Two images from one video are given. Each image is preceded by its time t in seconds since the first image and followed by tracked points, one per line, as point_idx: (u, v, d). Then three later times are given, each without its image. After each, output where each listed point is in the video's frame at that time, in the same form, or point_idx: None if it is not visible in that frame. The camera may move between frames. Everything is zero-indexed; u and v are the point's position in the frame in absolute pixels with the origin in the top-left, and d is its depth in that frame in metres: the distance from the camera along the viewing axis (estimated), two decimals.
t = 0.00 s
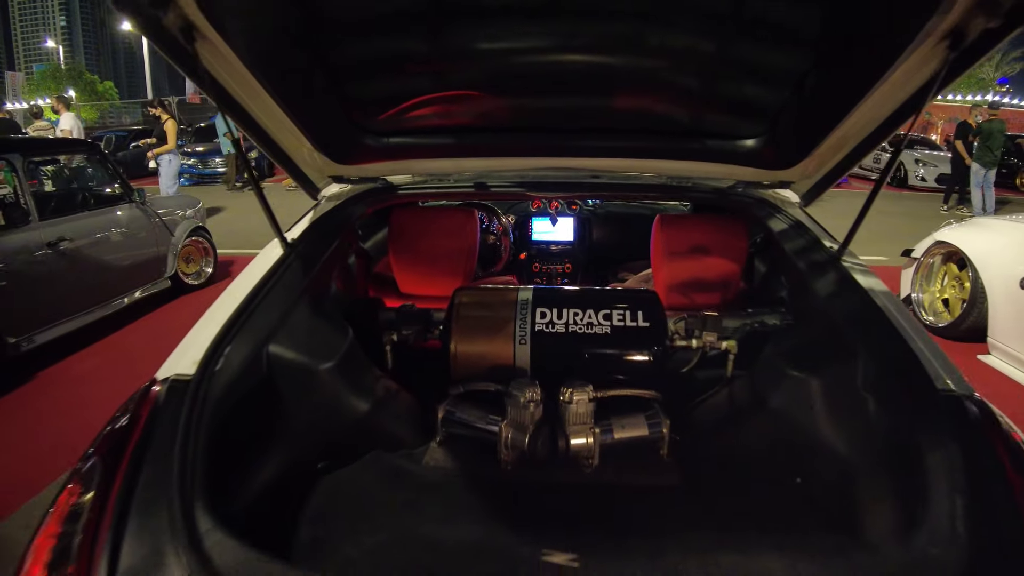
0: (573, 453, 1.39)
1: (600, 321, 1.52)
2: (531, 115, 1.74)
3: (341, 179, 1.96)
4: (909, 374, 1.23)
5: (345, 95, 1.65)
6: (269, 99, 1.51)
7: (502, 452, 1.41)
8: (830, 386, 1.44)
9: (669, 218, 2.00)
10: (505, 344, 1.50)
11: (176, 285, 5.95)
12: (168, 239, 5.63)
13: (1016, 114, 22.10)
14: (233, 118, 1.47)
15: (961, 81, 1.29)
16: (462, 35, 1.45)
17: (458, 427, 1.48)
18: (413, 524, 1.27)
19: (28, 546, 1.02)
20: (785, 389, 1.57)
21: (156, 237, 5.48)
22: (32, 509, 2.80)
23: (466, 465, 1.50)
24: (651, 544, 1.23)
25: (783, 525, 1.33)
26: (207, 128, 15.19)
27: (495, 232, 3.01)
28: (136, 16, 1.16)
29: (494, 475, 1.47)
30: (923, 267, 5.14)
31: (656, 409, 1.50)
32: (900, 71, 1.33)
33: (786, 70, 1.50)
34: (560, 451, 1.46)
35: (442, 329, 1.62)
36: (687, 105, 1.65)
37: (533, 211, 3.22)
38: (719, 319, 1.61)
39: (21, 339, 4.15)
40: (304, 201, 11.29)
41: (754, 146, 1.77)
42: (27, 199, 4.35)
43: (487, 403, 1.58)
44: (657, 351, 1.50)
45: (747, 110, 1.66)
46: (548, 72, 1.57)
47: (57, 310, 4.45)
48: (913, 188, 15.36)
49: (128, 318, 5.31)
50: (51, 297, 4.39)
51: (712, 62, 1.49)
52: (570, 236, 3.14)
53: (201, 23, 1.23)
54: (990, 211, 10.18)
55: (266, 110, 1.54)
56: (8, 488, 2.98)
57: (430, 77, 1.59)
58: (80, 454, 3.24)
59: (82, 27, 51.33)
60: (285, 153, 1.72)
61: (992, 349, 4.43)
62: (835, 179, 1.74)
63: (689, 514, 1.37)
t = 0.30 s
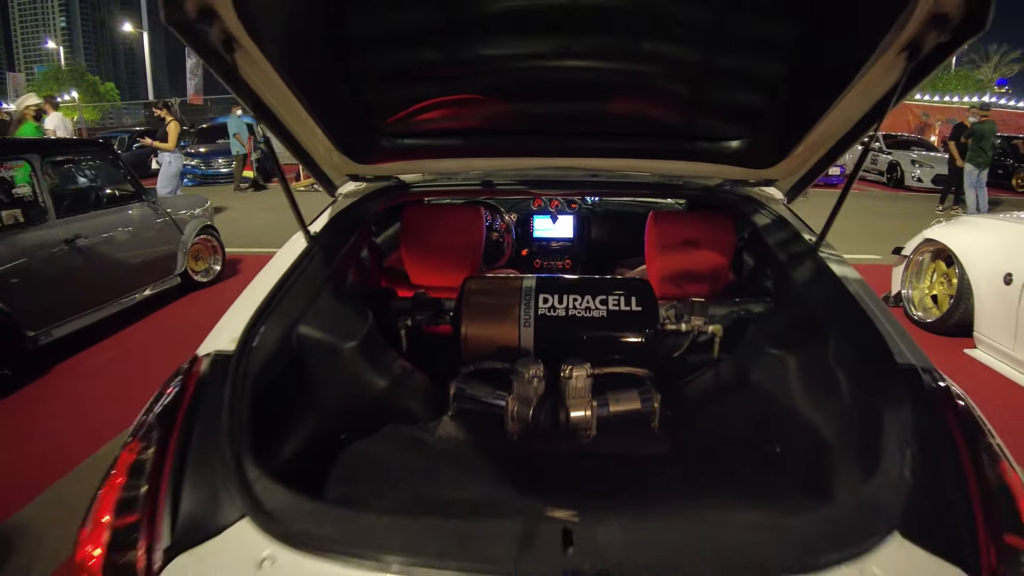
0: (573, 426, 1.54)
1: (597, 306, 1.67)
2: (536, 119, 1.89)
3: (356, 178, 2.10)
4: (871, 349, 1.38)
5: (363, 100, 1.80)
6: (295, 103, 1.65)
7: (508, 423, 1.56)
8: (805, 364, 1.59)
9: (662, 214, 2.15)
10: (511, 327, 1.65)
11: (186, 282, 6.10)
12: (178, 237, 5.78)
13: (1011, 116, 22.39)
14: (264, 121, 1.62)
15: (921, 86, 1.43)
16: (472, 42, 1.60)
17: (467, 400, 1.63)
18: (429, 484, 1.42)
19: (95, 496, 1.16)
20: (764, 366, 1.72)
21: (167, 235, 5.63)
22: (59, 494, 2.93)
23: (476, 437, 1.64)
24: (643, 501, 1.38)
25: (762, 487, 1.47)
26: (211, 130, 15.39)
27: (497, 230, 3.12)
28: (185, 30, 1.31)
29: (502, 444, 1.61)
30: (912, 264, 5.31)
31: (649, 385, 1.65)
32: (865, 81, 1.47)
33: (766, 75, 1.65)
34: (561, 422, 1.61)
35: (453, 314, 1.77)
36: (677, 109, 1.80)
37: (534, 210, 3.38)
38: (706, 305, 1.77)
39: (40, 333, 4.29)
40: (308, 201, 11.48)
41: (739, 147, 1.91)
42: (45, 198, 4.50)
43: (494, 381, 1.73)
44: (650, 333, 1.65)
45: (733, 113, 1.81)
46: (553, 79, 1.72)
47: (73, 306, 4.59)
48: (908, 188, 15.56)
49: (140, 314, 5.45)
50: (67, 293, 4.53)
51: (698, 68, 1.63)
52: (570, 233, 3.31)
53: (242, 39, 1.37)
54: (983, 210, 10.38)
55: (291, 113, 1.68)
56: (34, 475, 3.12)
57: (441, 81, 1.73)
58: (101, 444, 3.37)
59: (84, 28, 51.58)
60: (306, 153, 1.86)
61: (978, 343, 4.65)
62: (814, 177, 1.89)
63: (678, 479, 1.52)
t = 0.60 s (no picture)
0: (574, 404, 1.68)
1: (595, 295, 1.83)
2: (538, 123, 2.05)
3: (371, 177, 2.25)
4: (841, 331, 1.53)
5: (379, 105, 1.95)
6: (317, 110, 1.78)
7: (514, 400, 1.69)
8: (785, 348, 1.74)
9: (656, 213, 2.31)
10: (516, 315, 1.81)
11: (195, 279, 6.25)
12: (188, 235, 5.92)
13: (1007, 117, 22.68)
14: (289, 126, 1.76)
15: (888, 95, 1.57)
16: (481, 51, 1.75)
17: (476, 381, 1.76)
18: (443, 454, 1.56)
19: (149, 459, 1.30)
20: (748, 349, 1.89)
21: (178, 234, 5.77)
22: (84, 477, 3.08)
23: (484, 414, 1.79)
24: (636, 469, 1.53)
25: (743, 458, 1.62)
26: (213, 131, 15.60)
27: (501, 228, 3.26)
28: (225, 44, 1.46)
29: (509, 422, 1.76)
30: (903, 262, 5.47)
31: (642, 367, 1.80)
32: (837, 91, 1.61)
33: (749, 82, 1.80)
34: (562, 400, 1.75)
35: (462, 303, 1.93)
36: (669, 114, 1.95)
37: (535, 208, 3.53)
38: (696, 295, 1.93)
39: (56, 327, 4.44)
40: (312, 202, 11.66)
41: (726, 149, 2.07)
42: (61, 197, 4.65)
43: (501, 365, 1.87)
44: (643, 321, 1.82)
45: (720, 118, 1.96)
46: (555, 86, 1.87)
47: (88, 301, 4.74)
48: (905, 189, 15.75)
49: (152, 310, 5.60)
50: (82, 289, 4.68)
51: (687, 76, 1.79)
52: (570, 231, 3.47)
53: (275, 52, 1.52)
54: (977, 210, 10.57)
55: (313, 118, 1.82)
56: (58, 460, 3.26)
57: (452, 87, 1.89)
58: (121, 432, 3.52)
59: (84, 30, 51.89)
60: (326, 155, 2.01)
61: (965, 338, 4.75)
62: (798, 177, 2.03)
63: (668, 451, 1.67)
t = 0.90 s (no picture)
0: (572, 380, 1.79)
1: (593, 279, 1.96)
2: (540, 119, 2.17)
3: (380, 171, 2.37)
4: (819, 309, 1.65)
5: (390, 102, 2.07)
6: (332, 106, 1.91)
7: (518, 377, 1.79)
8: (772, 329, 1.86)
9: (651, 204, 2.43)
10: (519, 299, 1.95)
11: (202, 275, 6.37)
12: (194, 231, 6.04)
13: (1004, 116, 22.86)
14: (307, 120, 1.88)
15: (865, 92, 1.69)
16: (487, 51, 1.88)
17: (482, 360, 1.86)
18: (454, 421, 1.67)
19: (182, 424, 1.40)
20: (736, 329, 2.02)
21: (185, 230, 5.89)
22: (102, 461, 3.20)
23: (490, 391, 1.91)
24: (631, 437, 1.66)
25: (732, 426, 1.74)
26: (215, 131, 15.74)
27: (502, 223, 3.38)
28: (250, 43, 1.58)
29: (513, 397, 1.88)
30: (895, 257, 5.60)
31: (636, 347, 1.92)
32: (816, 89, 1.73)
33: (737, 81, 1.93)
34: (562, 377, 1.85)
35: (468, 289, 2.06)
36: (662, 110, 2.07)
37: (536, 204, 3.67)
38: (688, 280, 2.05)
39: (70, 319, 4.58)
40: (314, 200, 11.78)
41: (716, 144, 2.20)
42: (74, 193, 4.78)
43: (505, 345, 1.97)
44: (638, 304, 1.94)
45: (711, 115, 2.09)
46: (555, 84, 2.00)
47: (99, 294, 4.86)
48: (902, 188, 15.90)
49: (160, 305, 5.72)
50: (94, 283, 4.80)
51: (679, 74, 1.91)
52: (569, 225, 3.58)
53: (296, 51, 1.64)
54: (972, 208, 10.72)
55: (328, 113, 1.94)
56: (73, 446, 3.38)
57: (459, 85, 2.01)
58: (135, 419, 3.65)
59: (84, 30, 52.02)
60: (339, 149, 2.13)
61: (955, 332, 4.92)
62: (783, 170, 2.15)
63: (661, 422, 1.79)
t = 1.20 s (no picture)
0: (564, 360, 1.89)
1: (584, 266, 2.10)
2: (535, 116, 2.28)
3: (383, 165, 2.47)
4: (794, 291, 1.76)
5: (393, 99, 2.19)
6: (338, 102, 2.02)
7: (514, 357, 1.89)
8: (752, 312, 1.97)
9: (641, 197, 2.54)
10: (514, 285, 2.06)
11: (206, 270, 6.49)
12: (198, 227, 6.14)
13: (1001, 114, 22.96)
14: (314, 116, 1.99)
15: (839, 88, 1.80)
16: (485, 51, 2.00)
17: (480, 342, 1.98)
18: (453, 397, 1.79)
19: (200, 396, 1.51)
20: (719, 313, 2.15)
21: (189, 226, 6.00)
22: (114, 446, 3.32)
23: (487, 371, 2.03)
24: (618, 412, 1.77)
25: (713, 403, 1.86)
26: (217, 127, 15.98)
27: (499, 217, 3.47)
28: (262, 43, 1.70)
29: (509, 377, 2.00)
30: (886, 251, 5.72)
31: (625, 331, 2.03)
32: (793, 85, 1.84)
33: (720, 78, 2.05)
34: (555, 357, 1.97)
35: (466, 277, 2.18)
36: (651, 107, 2.19)
37: (533, 199, 3.76)
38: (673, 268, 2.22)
39: (78, 312, 4.69)
40: (315, 198, 11.89)
41: (702, 139, 2.30)
42: (82, 189, 4.89)
43: (501, 328, 2.09)
44: (626, 290, 2.08)
45: (697, 111, 2.20)
46: (549, 82, 2.11)
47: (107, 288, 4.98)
48: (898, 185, 16.01)
49: (166, 299, 5.83)
50: (102, 277, 4.92)
51: (666, 73, 2.03)
52: (565, 220, 3.65)
53: (305, 50, 1.75)
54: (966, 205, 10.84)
55: (333, 108, 2.05)
56: (85, 434, 3.50)
57: (458, 84, 2.13)
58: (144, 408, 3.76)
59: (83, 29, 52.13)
60: (344, 143, 2.24)
61: (944, 323, 5.05)
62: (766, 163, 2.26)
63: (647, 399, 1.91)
